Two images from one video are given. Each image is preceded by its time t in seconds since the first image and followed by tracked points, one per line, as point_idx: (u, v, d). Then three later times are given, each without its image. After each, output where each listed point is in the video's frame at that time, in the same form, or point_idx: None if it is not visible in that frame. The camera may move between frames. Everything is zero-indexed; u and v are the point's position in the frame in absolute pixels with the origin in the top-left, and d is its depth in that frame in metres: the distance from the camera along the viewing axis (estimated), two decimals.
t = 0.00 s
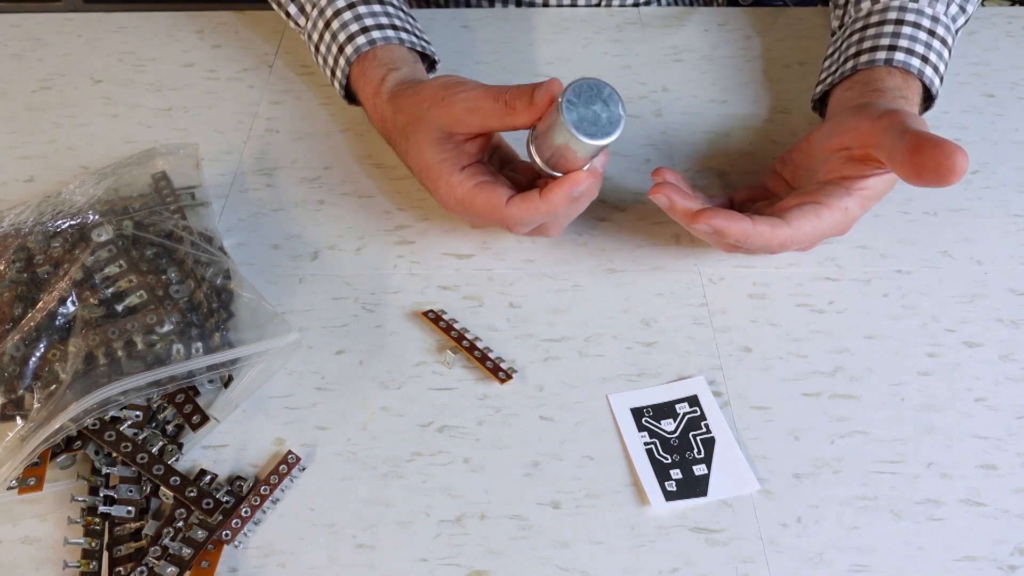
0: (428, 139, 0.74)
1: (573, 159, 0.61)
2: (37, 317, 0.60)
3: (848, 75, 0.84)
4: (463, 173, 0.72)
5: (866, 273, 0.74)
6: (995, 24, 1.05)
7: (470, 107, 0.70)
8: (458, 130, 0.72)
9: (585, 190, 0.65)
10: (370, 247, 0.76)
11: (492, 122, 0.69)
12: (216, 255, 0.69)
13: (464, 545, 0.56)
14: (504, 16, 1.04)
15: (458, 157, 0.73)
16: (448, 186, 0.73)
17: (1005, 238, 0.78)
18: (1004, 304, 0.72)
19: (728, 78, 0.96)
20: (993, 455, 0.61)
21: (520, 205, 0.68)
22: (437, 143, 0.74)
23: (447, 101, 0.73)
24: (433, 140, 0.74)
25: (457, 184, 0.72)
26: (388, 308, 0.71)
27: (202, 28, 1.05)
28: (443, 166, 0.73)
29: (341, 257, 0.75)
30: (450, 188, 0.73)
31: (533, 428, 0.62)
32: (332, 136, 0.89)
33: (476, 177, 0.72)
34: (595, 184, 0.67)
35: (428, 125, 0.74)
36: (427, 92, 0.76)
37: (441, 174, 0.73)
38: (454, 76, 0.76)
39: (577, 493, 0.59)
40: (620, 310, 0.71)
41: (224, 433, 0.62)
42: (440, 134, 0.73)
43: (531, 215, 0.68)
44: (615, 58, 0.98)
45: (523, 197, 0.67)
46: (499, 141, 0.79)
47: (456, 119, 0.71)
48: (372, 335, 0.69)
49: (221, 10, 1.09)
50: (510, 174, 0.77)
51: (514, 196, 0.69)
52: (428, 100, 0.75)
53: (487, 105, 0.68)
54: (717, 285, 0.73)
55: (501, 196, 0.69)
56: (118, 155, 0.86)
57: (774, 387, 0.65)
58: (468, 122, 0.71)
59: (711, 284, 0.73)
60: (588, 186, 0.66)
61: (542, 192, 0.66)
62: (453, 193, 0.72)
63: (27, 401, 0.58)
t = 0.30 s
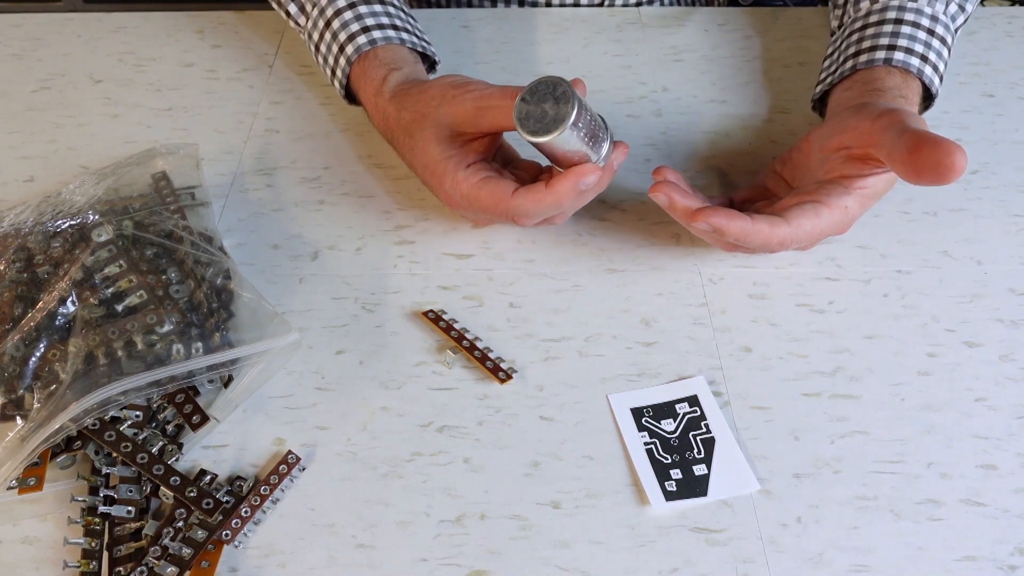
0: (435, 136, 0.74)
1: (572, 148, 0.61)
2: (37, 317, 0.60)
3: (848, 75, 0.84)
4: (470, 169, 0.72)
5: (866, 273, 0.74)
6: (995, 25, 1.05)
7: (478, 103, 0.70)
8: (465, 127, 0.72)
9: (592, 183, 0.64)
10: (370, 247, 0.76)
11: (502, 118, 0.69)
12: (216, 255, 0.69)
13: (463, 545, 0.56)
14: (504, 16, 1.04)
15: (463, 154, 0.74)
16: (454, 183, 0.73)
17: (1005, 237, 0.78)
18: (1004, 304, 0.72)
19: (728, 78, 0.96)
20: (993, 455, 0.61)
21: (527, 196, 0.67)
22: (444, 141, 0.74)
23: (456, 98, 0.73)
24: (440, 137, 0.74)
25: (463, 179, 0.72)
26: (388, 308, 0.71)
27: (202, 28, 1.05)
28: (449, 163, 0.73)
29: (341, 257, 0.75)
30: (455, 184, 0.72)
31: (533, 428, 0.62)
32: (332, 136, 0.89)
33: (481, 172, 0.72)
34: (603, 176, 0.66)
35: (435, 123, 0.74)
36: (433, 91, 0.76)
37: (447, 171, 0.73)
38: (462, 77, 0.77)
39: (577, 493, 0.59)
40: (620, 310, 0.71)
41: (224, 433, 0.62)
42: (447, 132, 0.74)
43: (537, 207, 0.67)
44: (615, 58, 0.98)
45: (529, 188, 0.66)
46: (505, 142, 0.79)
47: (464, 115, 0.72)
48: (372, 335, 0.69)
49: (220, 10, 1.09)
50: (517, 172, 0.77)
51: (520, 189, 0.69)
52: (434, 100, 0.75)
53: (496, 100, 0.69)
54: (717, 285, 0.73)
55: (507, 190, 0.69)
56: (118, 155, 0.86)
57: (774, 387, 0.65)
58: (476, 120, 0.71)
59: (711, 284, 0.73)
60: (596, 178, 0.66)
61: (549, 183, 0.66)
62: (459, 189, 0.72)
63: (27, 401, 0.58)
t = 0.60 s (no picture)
0: (434, 138, 0.74)
1: (578, 161, 0.61)
2: (37, 317, 0.60)
3: (848, 76, 0.84)
4: (469, 169, 0.72)
5: (866, 273, 0.74)
6: (994, 25, 1.05)
7: (476, 107, 0.71)
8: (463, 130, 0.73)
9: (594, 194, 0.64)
10: (370, 247, 0.76)
11: (498, 125, 0.69)
12: (216, 255, 0.69)
13: (464, 545, 0.56)
14: (504, 16, 1.04)
15: (462, 156, 0.74)
16: (454, 182, 0.72)
17: (1005, 238, 0.78)
18: (1004, 304, 0.72)
19: (728, 78, 0.96)
20: (993, 455, 0.61)
21: (528, 190, 0.67)
22: (443, 143, 0.74)
23: (453, 101, 0.73)
24: (439, 140, 0.74)
25: (463, 179, 0.72)
26: (388, 308, 0.71)
27: (202, 28, 1.05)
28: (449, 164, 0.73)
29: (341, 257, 0.75)
30: (455, 184, 0.72)
31: (533, 428, 0.62)
32: (332, 136, 0.89)
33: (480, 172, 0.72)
34: (606, 177, 0.66)
35: (434, 125, 0.74)
36: (432, 93, 0.76)
37: (446, 171, 0.73)
38: (461, 80, 0.78)
39: (577, 493, 0.59)
40: (620, 310, 0.71)
41: (224, 433, 0.62)
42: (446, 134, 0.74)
43: (539, 202, 0.67)
44: (615, 58, 0.98)
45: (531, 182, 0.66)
46: (506, 143, 0.79)
47: (462, 120, 0.72)
48: (372, 335, 0.69)
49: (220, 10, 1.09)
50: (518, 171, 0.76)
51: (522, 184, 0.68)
52: (434, 102, 0.75)
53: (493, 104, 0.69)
54: (717, 285, 0.73)
55: (509, 185, 0.68)
56: (118, 155, 0.86)
57: (774, 387, 0.65)
58: (475, 124, 0.71)
59: (711, 284, 0.73)
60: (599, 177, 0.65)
61: (552, 180, 0.65)
62: (459, 189, 0.72)
63: (27, 401, 0.58)
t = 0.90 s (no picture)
0: (432, 134, 0.74)
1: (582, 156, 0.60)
2: (37, 317, 0.60)
3: (849, 76, 0.84)
4: (468, 162, 0.72)
5: (866, 273, 0.74)
6: (994, 25, 1.05)
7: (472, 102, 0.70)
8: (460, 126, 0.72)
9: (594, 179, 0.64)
10: (370, 247, 0.76)
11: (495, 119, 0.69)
12: (216, 255, 0.69)
13: (464, 545, 0.56)
14: (504, 16, 1.04)
15: (460, 150, 0.74)
16: (454, 176, 0.72)
17: (1006, 238, 0.78)
18: (1005, 304, 0.72)
19: (728, 78, 0.96)
20: (993, 455, 0.61)
21: (528, 176, 0.66)
22: (441, 139, 0.74)
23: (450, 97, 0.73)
24: (437, 136, 0.74)
25: (463, 171, 0.71)
26: (388, 308, 0.71)
27: (202, 28, 1.05)
28: (447, 158, 0.73)
29: (341, 257, 0.75)
30: (455, 177, 0.72)
31: (533, 428, 0.62)
32: (333, 136, 0.89)
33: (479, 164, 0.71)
34: (607, 164, 0.65)
35: (433, 121, 0.74)
36: (431, 91, 0.77)
37: (446, 165, 0.73)
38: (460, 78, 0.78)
39: (577, 493, 0.59)
40: (620, 310, 0.71)
41: (224, 433, 0.62)
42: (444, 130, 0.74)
43: (541, 188, 0.66)
44: (616, 58, 0.98)
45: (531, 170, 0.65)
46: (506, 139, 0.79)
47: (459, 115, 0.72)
48: (372, 335, 0.69)
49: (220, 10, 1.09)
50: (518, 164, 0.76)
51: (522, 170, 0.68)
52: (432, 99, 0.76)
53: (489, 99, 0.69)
54: (717, 285, 0.73)
55: (508, 173, 0.68)
56: (118, 155, 0.86)
57: (774, 387, 0.65)
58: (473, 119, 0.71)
59: (711, 284, 0.73)
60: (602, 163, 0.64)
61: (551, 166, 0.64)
62: (459, 181, 0.72)
63: (27, 401, 0.58)
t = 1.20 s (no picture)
0: (432, 139, 0.74)
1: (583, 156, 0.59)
2: (37, 317, 0.60)
3: (849, 76, 0.84)
4: (470, 168, 0.72)
5: (866, 273, 0.74)
6: (994, 25, 1.05)
7: (472, 108, 0.71)
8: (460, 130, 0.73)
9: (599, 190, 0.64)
10: (370, 247, 0.76)
11: (496, 126, 0.69)
12: (216, 255, 0.69)
13: (464, 545, 0.56)
14: (504, 16, 1.04)
15: (461, 155, 0.74)
16: (456, 182, 0.72)
17: (1005, 238, 0.78)
18: (1005, 304, 0.72)
19: (728, 78, 0.96)
20: (993, 455, 0.61)
21: (532, 186, 0.66)
22: (441, 144, 0.74)
23: (450, 103, 0.73)
24: (436, 140, 0.74)
25: (465, 178, 0.72)
26: (388, 308, 0.71)
27: (202, 28, 1.05)
28: (448, 165, 0.73)
29: (341, 257, 0.75)
30: (457, 184, 0.72)
31: (533, 427, 0.62)
32: (333, 136, 0.89)
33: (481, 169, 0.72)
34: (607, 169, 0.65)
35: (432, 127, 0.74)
36: (431, 90, 0.76)
37: (447, 172, 0.73)
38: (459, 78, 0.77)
39: (577, 493, 0.59)
40: (620, 310, 0.71)
41: (224, 433, 0.62)
42: (443, 135, 0.74)
43: (544, 197, 0.66)
44: (616, 58, 0.98)
45: (534, 181, 0.65)
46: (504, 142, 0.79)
47: (459, 121, 0.72)
48: (372, 335, 0.69)
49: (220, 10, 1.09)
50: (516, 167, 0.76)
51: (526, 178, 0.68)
52: (432, 102, 0.75)
53: (490, 105, 0.69)
54: (717, 285, 0.73)
55: (512, 180, 0.68)
56: (118, 155, 0.86)
57: (774, 387, 0.65)
58: (472, 124, 0.72)
59: (711, 284, 0.73)
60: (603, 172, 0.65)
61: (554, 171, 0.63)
62: (461, 189, 0.72)
63: (27, 401, 0.58)
